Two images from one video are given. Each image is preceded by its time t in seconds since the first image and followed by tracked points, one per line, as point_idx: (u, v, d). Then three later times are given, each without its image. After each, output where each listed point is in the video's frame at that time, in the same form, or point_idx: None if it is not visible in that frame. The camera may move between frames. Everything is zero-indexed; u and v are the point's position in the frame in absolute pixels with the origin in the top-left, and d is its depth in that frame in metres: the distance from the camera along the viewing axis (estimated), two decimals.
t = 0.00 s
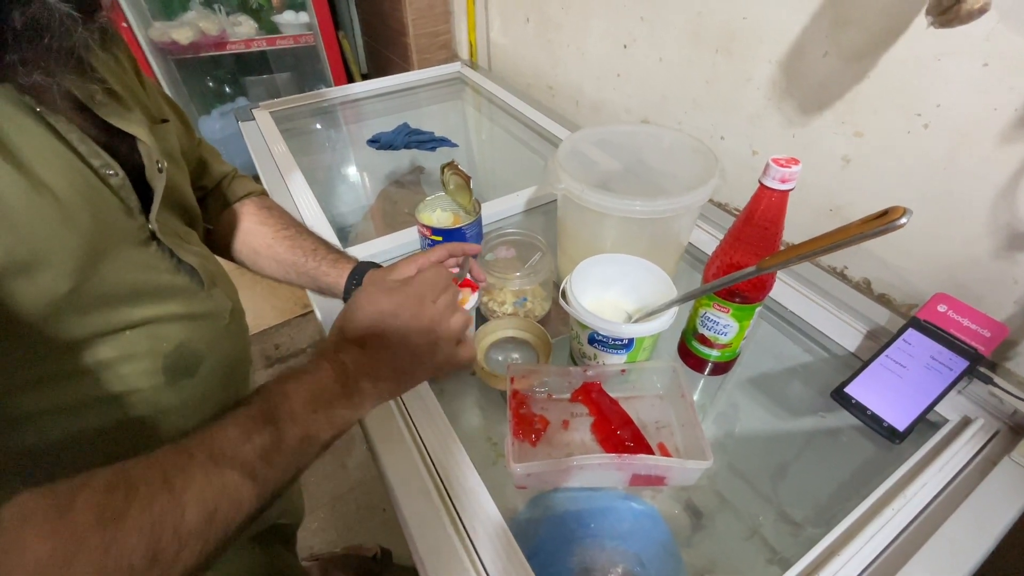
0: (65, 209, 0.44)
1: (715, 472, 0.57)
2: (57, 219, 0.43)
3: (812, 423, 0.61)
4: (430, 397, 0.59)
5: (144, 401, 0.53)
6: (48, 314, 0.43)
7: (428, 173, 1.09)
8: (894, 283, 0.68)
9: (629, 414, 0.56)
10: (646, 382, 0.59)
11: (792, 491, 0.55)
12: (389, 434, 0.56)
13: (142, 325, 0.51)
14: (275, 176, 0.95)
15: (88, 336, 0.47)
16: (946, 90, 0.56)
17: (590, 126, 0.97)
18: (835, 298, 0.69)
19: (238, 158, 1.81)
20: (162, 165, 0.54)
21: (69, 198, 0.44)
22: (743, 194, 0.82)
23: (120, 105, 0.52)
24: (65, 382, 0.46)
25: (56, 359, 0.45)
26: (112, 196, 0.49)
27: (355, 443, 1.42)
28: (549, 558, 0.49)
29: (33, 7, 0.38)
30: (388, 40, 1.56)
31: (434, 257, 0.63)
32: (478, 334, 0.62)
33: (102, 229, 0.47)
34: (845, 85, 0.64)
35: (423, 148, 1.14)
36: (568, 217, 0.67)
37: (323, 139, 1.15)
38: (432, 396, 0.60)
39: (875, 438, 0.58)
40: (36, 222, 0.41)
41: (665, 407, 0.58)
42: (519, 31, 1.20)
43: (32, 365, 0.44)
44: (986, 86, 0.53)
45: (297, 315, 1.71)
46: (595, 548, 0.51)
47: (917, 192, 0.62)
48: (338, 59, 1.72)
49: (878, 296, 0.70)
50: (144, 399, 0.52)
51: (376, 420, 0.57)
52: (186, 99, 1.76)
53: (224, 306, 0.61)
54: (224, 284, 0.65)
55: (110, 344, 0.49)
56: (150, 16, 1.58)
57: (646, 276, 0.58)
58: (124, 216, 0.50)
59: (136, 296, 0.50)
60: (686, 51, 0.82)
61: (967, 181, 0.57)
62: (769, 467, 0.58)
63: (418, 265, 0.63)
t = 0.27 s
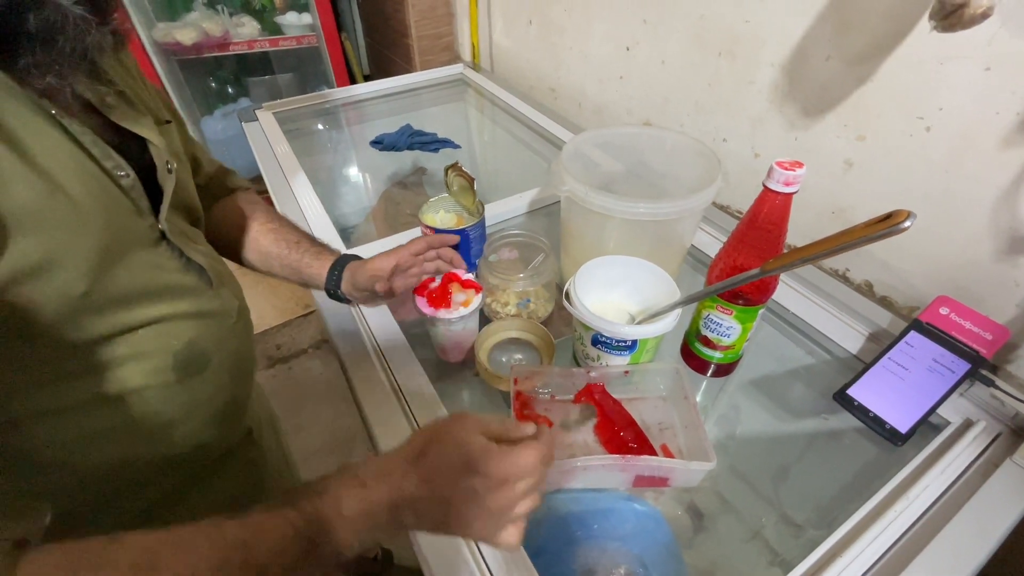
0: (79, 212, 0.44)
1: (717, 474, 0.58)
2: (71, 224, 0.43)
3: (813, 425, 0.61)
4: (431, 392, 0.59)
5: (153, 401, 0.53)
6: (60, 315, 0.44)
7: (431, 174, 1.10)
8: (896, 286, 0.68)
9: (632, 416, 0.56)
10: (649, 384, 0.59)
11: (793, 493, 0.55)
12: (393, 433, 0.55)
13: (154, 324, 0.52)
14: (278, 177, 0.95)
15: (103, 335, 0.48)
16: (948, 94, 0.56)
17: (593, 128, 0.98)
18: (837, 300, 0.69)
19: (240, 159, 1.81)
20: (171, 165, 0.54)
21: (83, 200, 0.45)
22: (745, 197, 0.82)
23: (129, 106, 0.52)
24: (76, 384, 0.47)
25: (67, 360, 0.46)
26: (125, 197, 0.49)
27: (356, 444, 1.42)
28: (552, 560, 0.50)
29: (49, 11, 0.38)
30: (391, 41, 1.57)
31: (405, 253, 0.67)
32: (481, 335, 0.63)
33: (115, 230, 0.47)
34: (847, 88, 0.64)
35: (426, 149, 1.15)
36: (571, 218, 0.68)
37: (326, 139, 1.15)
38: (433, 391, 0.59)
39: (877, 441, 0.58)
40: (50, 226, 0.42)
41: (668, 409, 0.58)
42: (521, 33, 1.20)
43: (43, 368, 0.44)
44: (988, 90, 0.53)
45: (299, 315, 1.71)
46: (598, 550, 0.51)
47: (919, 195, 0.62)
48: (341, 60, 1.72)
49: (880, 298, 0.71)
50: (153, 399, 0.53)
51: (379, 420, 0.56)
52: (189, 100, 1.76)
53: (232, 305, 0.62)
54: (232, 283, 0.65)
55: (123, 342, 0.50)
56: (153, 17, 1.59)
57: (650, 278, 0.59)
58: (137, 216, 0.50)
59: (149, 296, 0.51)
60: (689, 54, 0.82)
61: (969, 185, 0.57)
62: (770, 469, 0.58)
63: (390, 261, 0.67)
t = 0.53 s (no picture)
0: (100, 206, 0.43)
1: (717, 474, 0.58)
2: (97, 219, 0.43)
3: (814, 425, 0.61)
4: (433, 391, 0.59)
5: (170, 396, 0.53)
6: (91, 312, 0.43)
7: (432, 175, 1.10)
8: (896, 287, 0.68)
9: (634, 416, 0.57)
10: (650, 384, 0.59)
11: (794, 494, 0.55)
12: (396, 438, 0.55)
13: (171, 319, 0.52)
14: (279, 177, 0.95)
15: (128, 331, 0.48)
16: (950, 96, 0.56)
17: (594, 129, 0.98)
18: (839, 301, 0.69)
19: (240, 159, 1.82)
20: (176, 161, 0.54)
21: (101, 193, 0.44)
22: (746, 198, 0.82)
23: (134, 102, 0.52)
24: (100, 379, 0.46)
25: (94, 355, 0.45)
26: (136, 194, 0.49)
27: (356, 444, 1.42)
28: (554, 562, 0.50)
29: (65, 8, 0.39)
30: (392, 42, 1.57)
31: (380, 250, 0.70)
32: (484, 334, 0.63)
33: (132, 227, 0.47)
34: (849, 90, 0.64)
35: (427, 150, 1.15)
36: (573, 219, 0.68)
37: (327, 140, 1.15)
38: (434, 390, 0.59)
39: (879, 441, 0.58)
40: (80, 220, 0.41)
41: (669, 409, 0.59)
42: (523, 34, 1.21)
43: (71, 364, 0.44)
44: (989, 92, 0.53)
45: (299, 316, 1.71)
46: (599, 551, 0.51)
47: (920, 196, 0.62)
48: (342, 61, 1.72)
49: (881, 299, 0.71)
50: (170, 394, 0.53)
51: (382, 426, 0.56)
52: (189, 100, 1.76)
53: (240, 301, 0.62)
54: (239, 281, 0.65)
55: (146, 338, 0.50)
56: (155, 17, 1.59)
57: (652, 278, 0.59)
58: (149, 214, 0.50)
59: (164, 291, 0.51)
60: (690, 55, 0.83)
61: (970, 186, 0.57)
62: (770, 470, 0.58)
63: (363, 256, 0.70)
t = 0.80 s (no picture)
0: (128, 187, 0.47)
1: (717, 477, 0.58)
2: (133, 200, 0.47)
3: (813, 427, 0.62)
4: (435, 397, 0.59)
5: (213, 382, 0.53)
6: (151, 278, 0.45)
7: (432, 177, 1.10)
8: (895, 289, 0.69)
9: (635, 418, 0.57)
10: (651, 386, 0.60)
11: (793, 496, 0.56)
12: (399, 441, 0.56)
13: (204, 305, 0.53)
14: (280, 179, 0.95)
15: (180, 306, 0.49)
16: (947, 100, 0.57)
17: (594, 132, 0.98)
18: (838, 303, 0.70)
19: (241, 161, 1.80)
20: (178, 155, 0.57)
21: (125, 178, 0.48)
22: (746, 201, 0.83)
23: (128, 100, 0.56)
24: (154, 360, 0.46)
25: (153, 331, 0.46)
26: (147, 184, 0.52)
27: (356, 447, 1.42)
28: (557, 562, 0.49)
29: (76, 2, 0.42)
30: (392, 45, 1.57)
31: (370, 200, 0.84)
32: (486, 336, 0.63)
33: (154, 214, 0.50)
34: (847, 94, 0.65)
35: (428, 153, 1.15)
36: (574, 221, 0.68)
37: (327, 143, 1.16)
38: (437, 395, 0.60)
39: (878, 443, 0.58)
40: (117, 192, 0.45)
41: (670, 411, 0.59)
42: (523, 38, 1.21)
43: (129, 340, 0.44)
44: (986, 96, 0.54)
45: (299, 318, 1.71)
46: (600, 552, 0.51)
47: (918, 200, 0.63)
48: (343, 64, 1.73)
49: (879, 302, 0.71)
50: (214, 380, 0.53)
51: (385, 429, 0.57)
52: (190, 101, 1.77)
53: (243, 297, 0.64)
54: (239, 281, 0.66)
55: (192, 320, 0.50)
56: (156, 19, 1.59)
57: (652, 281, 0.59)
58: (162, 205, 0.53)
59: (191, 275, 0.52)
60: (689, 59, 0.83)
61: (968, 190, 0.58)
62: (769, 472, 0.58)
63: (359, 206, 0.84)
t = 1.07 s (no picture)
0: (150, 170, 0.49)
1: (720, 480, 0.58)
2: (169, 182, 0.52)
3: (815, 430, 0.62)
4: (441, 400, 0.60)
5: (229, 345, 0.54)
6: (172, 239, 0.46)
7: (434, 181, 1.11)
8: (896, 293, 0.69)
9: (641, 420, 0.57)
10: (656, 388, 0.60)
11: (796, 499, 0.56)
12: (404, 440, 0.56)
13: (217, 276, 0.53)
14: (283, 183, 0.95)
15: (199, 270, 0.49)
16: (947, 105, 0.57)
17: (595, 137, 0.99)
18: (841, 307, 0.70)
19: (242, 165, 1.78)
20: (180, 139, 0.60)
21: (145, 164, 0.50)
22: (747, 205, 0.83)
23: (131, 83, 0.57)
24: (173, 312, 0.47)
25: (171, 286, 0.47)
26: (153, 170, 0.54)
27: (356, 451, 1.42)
28: (564, 562, 0.50)
29: None
30: (394, 50, 1.58)
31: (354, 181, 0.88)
32: (493, 338, 0.64)
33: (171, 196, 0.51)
34: (848, 99, 0.65)
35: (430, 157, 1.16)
36: (578, 225, 0.68)
37: (329, 146, 1.16)
38: (443, 399, 0.60)
39: (881, 445, 0.59)
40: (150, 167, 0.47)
41: (675, 412, 0.59)
42: (524, 43, 1.22)
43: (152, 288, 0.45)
44: (985, 102, 0.55)
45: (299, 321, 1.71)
46: (606, 553, 0.50)
47: (919, 204, 0.63)
48: (344, 69, 1.73)
49: (881, 305, 0.72)
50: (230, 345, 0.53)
51: (391, 429, 0.57)
52: (191, 105, 1.77)
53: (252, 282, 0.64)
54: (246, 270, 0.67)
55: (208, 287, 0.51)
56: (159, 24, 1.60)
57: (657, 283, 0.59)
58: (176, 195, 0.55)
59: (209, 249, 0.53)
60: (691, 64, 0.84)
61: (968, 194, 0.58)
62: (772, 475, 0.59)
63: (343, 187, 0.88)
